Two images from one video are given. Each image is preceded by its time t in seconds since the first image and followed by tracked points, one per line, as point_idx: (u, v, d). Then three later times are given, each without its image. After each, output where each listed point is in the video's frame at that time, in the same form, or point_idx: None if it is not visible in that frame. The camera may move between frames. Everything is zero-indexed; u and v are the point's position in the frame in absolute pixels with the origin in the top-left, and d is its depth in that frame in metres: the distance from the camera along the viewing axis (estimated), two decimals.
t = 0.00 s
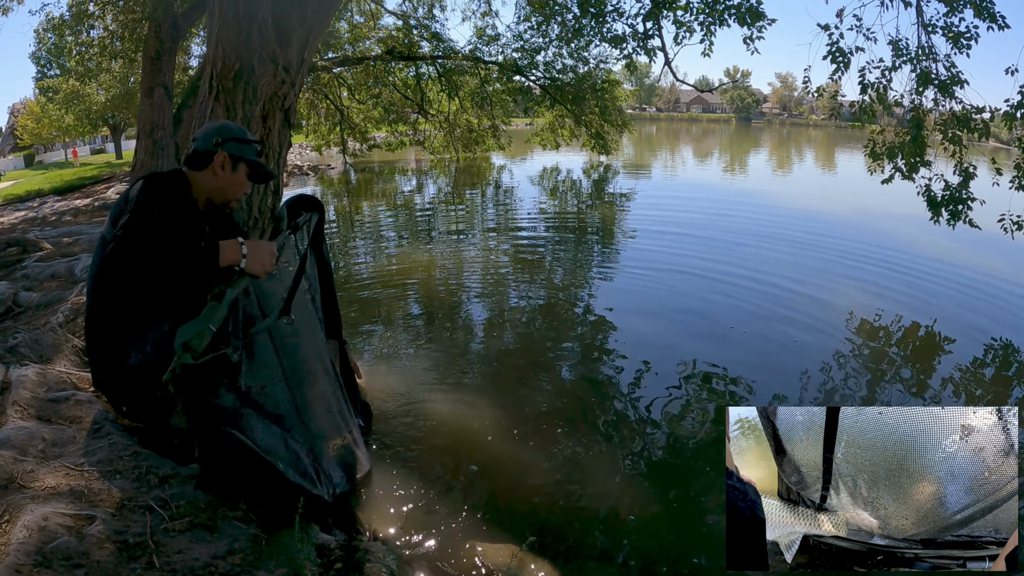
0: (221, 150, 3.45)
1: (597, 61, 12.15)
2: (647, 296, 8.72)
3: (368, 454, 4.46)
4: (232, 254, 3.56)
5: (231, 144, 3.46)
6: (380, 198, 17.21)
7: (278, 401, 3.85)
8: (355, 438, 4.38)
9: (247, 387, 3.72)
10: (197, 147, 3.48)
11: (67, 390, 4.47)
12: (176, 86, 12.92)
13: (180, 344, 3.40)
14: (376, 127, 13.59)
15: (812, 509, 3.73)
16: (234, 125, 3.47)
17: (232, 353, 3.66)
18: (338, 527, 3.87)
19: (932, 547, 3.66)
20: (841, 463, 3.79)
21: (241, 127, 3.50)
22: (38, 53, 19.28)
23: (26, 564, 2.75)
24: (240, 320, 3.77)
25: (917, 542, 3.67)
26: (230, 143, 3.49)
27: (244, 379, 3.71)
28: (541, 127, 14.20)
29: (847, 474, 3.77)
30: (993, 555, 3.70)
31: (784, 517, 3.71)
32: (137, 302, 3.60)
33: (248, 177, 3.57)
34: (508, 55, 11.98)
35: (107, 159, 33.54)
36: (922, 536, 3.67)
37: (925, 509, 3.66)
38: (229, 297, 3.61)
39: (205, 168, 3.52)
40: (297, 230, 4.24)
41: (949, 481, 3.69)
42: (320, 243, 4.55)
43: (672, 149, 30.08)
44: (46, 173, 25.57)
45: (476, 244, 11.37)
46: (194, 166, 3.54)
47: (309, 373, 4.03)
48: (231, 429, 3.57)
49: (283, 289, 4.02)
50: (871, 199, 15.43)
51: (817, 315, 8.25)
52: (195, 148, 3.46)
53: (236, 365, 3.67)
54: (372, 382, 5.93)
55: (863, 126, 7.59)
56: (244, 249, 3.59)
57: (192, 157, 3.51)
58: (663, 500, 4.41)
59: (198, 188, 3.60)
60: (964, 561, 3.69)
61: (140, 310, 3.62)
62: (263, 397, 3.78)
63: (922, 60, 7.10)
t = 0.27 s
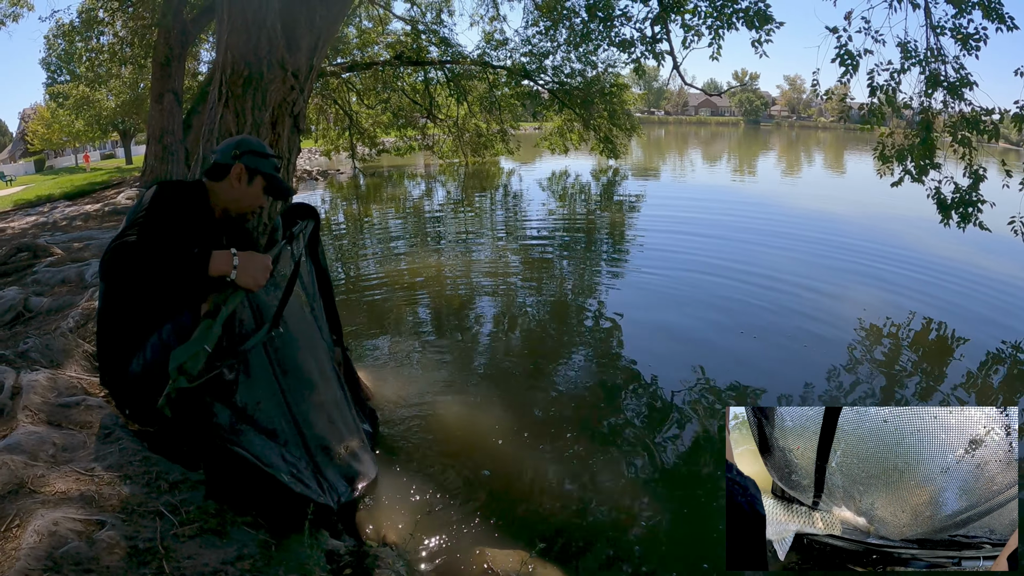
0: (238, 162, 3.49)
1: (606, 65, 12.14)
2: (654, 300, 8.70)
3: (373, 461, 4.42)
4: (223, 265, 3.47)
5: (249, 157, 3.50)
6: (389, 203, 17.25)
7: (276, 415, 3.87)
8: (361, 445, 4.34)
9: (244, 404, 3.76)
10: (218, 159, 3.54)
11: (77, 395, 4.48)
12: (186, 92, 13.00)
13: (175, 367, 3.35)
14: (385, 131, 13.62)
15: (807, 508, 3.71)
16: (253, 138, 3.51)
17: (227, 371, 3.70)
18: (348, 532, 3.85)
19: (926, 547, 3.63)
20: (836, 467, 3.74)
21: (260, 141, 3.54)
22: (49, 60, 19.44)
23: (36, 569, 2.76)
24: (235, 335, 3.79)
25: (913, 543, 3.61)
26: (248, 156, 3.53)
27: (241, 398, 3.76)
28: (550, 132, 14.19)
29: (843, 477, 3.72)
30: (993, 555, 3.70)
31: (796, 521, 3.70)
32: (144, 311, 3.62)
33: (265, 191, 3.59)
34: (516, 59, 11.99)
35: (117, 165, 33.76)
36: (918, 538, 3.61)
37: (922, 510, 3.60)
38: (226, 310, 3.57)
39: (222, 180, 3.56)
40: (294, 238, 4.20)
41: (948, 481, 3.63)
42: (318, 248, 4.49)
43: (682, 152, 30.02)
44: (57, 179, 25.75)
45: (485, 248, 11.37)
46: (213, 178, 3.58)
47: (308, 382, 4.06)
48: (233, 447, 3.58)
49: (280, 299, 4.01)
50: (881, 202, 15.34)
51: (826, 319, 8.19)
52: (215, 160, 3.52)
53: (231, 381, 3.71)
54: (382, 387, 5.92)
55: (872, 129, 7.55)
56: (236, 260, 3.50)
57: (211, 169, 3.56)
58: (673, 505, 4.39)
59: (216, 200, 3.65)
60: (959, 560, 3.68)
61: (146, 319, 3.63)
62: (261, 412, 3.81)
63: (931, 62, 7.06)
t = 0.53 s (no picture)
0: (246, 161, 3.52)
1: (610, 64, 12.12)
2: (656, 299, 8.72)
3: (373, 458, 4.44)
4: (221, 266, 3.48)
5: (257, 156, 3.52)
6: (392, 201, 17.26)
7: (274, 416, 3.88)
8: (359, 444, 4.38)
9: (247, 404, 3.81)
10: (229, 156, 3.59)
11: (80, 390, 4.49)
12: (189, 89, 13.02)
13: (171, 372, 3.50)
14: (389, 129, 13.62)
15: (803, 510, 3.80)
16: (264, 137, 3.54)
17: (230, 373, 3.79)
18: (350, 528, 3.84)
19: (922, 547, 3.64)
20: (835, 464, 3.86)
21: (271, 140, 3.56)
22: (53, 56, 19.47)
23: (39, 563, 2.77)
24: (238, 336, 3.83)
25: (907, 542, 3.65)
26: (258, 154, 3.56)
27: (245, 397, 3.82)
28: (554, 130, 14.18)
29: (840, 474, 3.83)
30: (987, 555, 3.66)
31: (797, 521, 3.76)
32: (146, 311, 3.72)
33: (275, 191, 3.64)
34: (520, 58, 11.99)
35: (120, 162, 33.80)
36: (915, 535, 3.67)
37: (917, 507, 3.71)
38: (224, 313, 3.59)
39: (231, 178, 3.61)
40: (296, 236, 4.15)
41: (947, 481, 3.70)
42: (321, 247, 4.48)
43: (685, 152, 30.00)
44: (61, 175, 25.82)
45: (488, 246, 11.37)
46: (224, 176, 3.64)
47: (308, 382, 4.07)
48: (234, 450, 3.60)
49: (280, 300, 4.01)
50: (885, 202, 15.32)
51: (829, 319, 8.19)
52: (226, 158, 3.58)
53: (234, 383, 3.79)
54: (384, 385, 5.92)
55: (876, 129, 7.53)
56: (234, 261, 3.50)
57: (223, 167, 3.62)
58: (675, 504, 4.38)
59: (225, 198, 3.71)
60: (954, 560, 3.61)
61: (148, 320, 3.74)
62: (264, 412, 3.85)
63: (936, 63, 7.04)
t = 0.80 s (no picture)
0: (251, 158, 3.53)
1: (613, 62, 12.11)
2: (658, 297, 8.70)
3: (376, 456, 4.41)
4: (219, 264, 3.47)
5: (261, 153, 3.53)
6: (395, 198, 17.27)
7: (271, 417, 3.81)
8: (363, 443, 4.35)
9: (244, 404, 3.85)
10: (234, 154, 3.60)
11: (83, 385, 4.49)
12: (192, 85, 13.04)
13: (165, 374, 3.54)
14: (392, 126, 13.63)
15: (805, 509, 3.61)
16: (268, 135, 3.55)
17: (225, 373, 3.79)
18: (352, 525, 3.85)
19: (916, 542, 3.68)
20: (836, 463, 3.64)
21: (275, 139, 3.57)
22: (56, 52, 19.49)
23: (41, 558, 2.77)
24: (236, 335, 3.84)
25: (903, 538, 3.65)
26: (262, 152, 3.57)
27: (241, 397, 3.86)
28: (557, 128, 14.18)
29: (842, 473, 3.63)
30: (986, 555, 3.67)
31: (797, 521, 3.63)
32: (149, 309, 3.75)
33: (277, 188, 3.66)
34: (523, 55, 11.99)
35: (123, 157, 33.85)
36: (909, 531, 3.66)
37: (914, 505, 3.61)
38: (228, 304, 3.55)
39: (235, 175, 3.61)
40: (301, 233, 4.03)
41: (946, 480, 3.56)
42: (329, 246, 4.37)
43: (688, 150, 30.01)
44: (64, 171, 25.88)
45: (491, 244, 11.38)
46: (228, 173, 3.64)
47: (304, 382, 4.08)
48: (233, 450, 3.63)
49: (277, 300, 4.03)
50: (888, 202, 15.31)
51: (831, 319, 8.17)
52: (231, 155, 3.60)
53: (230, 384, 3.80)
54: (386, 382, 5.93)
55: (879, 129, 7.52)
56: (232, 258, 3.48)
57: (227, 164, 3.63)
58: (677, 502, 4.39)
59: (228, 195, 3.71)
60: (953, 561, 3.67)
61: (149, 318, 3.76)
62: (260, 413, 3.88)
63: (939, 63, 7.03)
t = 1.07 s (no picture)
0: (247, 153, 3.59)
1: (616, 59, 12.09)
2: (661, 294, 8.70)
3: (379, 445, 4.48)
4: (256, 245, 3.67)
5: (258, 148, 3.60)
6: (398, 195, 17.27)
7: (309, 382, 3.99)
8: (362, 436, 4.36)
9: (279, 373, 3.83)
10: (231, 150, 3.67)
11: (86, 381, 4.50)
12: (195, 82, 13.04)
13: (232, 323, 3.56)
14: (394, 123, 13.62)
15: (803, 512, 3.56)
16: (265, 131, 3.63)
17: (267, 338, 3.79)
18: (356, 521, 3.86)
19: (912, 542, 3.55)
20: (824, 462, 3.54)
21: (272, 134, 3.65)
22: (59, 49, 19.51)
23: (45, 553, 2.78)
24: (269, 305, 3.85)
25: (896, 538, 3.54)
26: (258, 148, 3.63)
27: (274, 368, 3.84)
28: (560, 125, 14.16)
29: (831, 472, 3.54)
30: (984, 551, 3.55)
31: (799, 522, 3.59)
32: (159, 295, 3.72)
33: (276, 183, 3.72)
34: (526, 52, 11.97)
35: (125, 154, 33.88)
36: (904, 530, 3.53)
37: (908, 504, 3.47)
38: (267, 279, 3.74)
39: (233, 170, 3.67)
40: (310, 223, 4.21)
41: (940, 476, 3.42)
42: (328, 240, 4.30)
43: (691, 147, 29.95)
44: (67, 168, 25.89)
45: (494, 241, 11.38)
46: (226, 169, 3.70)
47: (320, 364, 4.07)
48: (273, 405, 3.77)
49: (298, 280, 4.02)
50: (891, 199, 15.27)
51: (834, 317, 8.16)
52: (228, 151, 3.66)
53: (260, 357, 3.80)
54: (389, 378, 5.92)
55: (883, 126, 7.50)
56: (267, 240, 3.70)
57: (224, 160, 3.69)
58: (679, 499, 4.39)
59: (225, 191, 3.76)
60: (953, 559, 3.54)
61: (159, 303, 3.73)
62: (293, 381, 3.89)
63: (943, 60, 7.01)
